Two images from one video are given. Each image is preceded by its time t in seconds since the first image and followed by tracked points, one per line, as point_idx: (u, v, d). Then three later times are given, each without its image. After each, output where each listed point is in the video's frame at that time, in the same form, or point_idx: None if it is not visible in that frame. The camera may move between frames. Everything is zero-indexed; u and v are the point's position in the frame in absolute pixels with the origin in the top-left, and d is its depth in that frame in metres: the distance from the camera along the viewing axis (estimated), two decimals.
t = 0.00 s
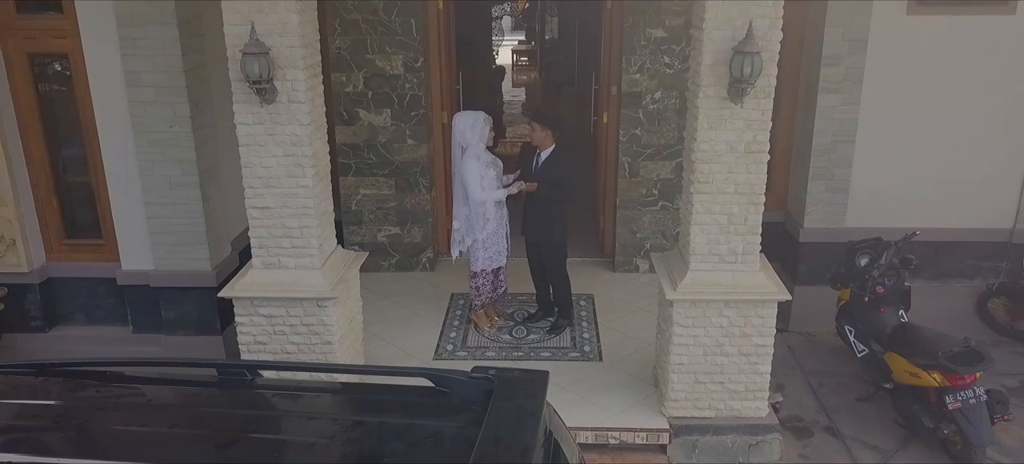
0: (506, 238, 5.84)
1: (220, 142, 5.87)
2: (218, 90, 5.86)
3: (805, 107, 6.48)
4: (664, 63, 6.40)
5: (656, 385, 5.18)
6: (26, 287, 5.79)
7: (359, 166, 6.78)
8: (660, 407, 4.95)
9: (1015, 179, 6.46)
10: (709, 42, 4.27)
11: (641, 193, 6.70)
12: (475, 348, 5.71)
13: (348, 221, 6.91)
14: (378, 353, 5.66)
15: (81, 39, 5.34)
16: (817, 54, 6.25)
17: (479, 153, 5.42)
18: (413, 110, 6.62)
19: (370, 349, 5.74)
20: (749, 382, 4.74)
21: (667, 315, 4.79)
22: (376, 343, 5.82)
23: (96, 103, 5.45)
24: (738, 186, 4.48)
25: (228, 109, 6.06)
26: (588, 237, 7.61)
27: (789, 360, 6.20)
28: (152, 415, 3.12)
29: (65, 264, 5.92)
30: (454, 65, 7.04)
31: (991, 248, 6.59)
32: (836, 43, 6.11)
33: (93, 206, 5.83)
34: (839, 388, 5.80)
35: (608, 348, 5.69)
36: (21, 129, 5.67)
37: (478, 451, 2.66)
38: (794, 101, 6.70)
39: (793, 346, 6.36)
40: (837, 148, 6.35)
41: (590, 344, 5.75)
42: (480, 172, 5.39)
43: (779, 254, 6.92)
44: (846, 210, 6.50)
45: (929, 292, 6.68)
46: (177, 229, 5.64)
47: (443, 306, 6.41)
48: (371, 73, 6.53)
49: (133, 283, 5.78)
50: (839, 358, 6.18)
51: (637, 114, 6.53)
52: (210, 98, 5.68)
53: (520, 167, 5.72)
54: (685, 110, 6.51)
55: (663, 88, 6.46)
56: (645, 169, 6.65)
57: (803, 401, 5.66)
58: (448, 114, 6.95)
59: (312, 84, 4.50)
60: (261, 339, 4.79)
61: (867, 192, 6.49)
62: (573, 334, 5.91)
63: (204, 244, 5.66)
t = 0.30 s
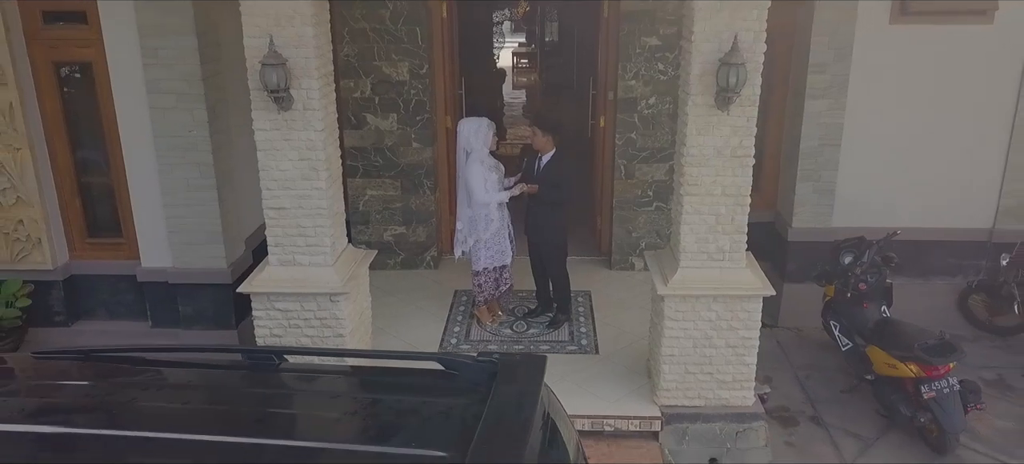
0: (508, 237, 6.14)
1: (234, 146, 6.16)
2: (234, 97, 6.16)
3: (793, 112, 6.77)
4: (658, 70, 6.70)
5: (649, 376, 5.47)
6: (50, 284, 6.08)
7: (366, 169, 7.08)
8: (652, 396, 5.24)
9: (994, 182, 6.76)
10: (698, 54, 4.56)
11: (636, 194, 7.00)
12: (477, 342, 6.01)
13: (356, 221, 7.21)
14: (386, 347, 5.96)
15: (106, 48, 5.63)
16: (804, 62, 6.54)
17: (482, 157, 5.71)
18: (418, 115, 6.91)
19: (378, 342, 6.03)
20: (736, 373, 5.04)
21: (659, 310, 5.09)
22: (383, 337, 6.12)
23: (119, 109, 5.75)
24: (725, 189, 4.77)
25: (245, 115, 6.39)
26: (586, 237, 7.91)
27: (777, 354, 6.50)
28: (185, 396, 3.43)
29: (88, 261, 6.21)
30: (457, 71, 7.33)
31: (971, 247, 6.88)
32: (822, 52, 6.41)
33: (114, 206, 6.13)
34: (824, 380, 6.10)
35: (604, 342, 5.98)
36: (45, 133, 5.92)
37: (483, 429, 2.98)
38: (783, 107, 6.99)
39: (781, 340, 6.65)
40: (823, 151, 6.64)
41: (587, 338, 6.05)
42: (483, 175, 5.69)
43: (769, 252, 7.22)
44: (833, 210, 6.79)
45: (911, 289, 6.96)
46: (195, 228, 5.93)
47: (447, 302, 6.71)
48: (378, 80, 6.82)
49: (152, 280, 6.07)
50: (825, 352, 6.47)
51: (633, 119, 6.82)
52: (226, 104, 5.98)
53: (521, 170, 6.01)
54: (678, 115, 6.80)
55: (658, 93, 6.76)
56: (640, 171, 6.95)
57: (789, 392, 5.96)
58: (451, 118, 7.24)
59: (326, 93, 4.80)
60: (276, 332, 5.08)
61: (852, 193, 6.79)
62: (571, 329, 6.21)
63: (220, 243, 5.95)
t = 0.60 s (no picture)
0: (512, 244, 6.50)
1: (251, 157, 6.52)
2: (251, 112, 6.53)
3: (780, 125, 7.12)
4: (652, 85, 7.05)
5: (642, 375, 5.83)
6: (78, 288, 6.44)
7: (374, 178, 7.44)
8: (644, 394, 5.61)
9: (973, 190, 7.11)
10: (687, 76, 4.92)
11: (631, 202, 7.36)
12: (481, 343, 6.37)
13: (364, 227, 7.57)
14: (394, 347, 6.32)
15: (132, 68, 5.99)
16: (791, 77, 6.89)
17: (486, 169, 6.08)
18: (424, 126, 7.27)
19: (386, 343, 6.39)
20: (723, 372, 5.40)
21: (650, 313, 5.45)
22: (391, 338, 6.48)
23: (144, 124, 6.11)
24: (712, 201, 5.13)
25: (261, 129, 6.75)
26: (583, 242, 8.26)
27: (764, 354, 6.85)
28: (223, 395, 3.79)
29: (112, 267, 6.57)
30: (461, 84, 7.68)
31: (950, 253, 7.24)
32: (807, 68, 6.76)
33: (137, 214, 6.49)
34: (808, 379, 6.45)
35: (600, 343, 6.34)
36: (73, 146, 6.27)
37: (489, 425, 3.35)
38: (771, 119, 7.34)
39: (769, 342, 7.02)
40: (809, 162, 6.99)
41: (584, 339, 6.41)
42: (489, 186, 6.06)
43: (758, 258, 7.58)
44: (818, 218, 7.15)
45: (893, 292, 7.32)
46: (215, 236, 6.29)
47: (451, 305, 7.07)
48: (386, 94, 7.18)
49: (175, 285, 6.43)
50: (810, 353, 6.83)
51: (627, 131, 7.18)
52: (243, 119, 6.34)
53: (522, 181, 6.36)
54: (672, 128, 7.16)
55: (651, 107, 7.11)
56: (635, 180, 7.31)
57: (774, 391, 6.32)
58: (456, 130, 7.59)
59: (341, 111, 5.16)
60: (294, 334, 5.43)
61: (837, 201, 7.15)
62: (569, 331, 6.56)
63: (238, 249, 6.32)
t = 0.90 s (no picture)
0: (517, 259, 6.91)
1: (269, 178, 6.95)
2: (268, 135, 6.95)
3: (767, 145, 7.55)
4: (646, 108, 7.48)
5: (635, 383, 6.26)
6: (106, 300, 6.87)
7: (383, 194, 7.86)
8: (637, 401, 6.03)
9: (949, 206, 7.54)
10: (675, 109, 5.34)
11: (626, 217, 7.78)
12: (485, 352, 6.80)
13: (374, 241, 8.00)
14: (403, 356, 6.74)
15: (159, 97, 6.42)
16: (776, 101, 7.31)
17: (491, 189, 6.50)
18: (430, 147, 7.69)
19: (396, 352, 6.82)
20: (710, 381, 5.82)
21: (642, 326, 5.87)
22: (400, 347, 6.90)
23: (170, 147, 6.53)
24: (698, 223, 5.55)
25: (277, 150, 7.17)
26: (581, 254, 8.67)
27: (751, 362, 7.28)
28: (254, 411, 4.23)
29: (138, 280, 7.00)
30: (465, 105, 8.09)
31: (928, 266, 7.66)
32: (792, 93, 7.18)
33: (162, 231, 6.91)
34: (792, 386, 6.88)
35: (596, 352, 6.76)
36: (102, 167, 6.69)
37: (496, 434, 3.81)
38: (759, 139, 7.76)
39: (756, 351, 7.44)
40: (794, 181, 7.41)
41: (581, 348, 6.83)
42: (497, 205, 6.48)
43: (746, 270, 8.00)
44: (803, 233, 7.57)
45: (874, 303, 7.74)
46: (235, 252, 6.72)
47: (456, 315, 7.49)
48: (395, 116, 7.60)
49: (197, 297, 6.85)
50: (794, 360, 7.26)
51: (623, 151, 7.60)
52: (262, 142, 6.77)
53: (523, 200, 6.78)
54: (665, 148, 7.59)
55: (645, 128, 7.53)
56: (630, 197, 7.73)
57: (759, 397, 6.74)
58: (460, 148, 8.00)
59: (356, 140, 5.58)
60: (312, 345, 5.85)
61: (821, 217, 7.57)
62: (568, 340, 6.99)
63: (257, 264, 6.75)
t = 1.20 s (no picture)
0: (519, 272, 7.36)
1: (285, 196, 7.42)
2: (285, 157, 7.42)
3: (754, 165, 8.01)
4: (640, 129, 7.94)
5: (629, 389, 6.72)
6: (135, 311, 7.34)
7: (393, 210, 8.32)
8: (630, 406, 6.50)
9: (926, 222, 8.00)
10: (663, 139, 5.80)
11: (621, 231, 8.24)
12: (489, 360, 7.27)
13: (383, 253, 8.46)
14: (412, 364, 7.21)
15: (186, 123, 6.88)
16: (763, 123, 7.76)
17: (496, 208, 6.98)
18: (437, 165, 8.17)
19: (405, 360, 7.28)
20: (697, 388, 6.29)
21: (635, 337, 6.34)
22: (409, 355, 7.36)
23: (195, 169, 7.00)
24: (686, 243, 6.02)
25: (293, 170, 7.64)
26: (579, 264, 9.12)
27: (739, 368, 7.74)
28: (281, 423, 4.72)
29: (163, 292, 7.46)
30: (469, 125, 8.55)
31: (906, 278, 8.13)
32: (777, 116, 7.63)
33: (186, 246, 7.38)
34: (776, 392, 7.34)
35: (593, 360, 7.22)
36: (131, 187, 7.15)
37: (501, 440, 4.36)
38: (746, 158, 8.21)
39: (744, 358, 7.90)
40: (780, 198, 7.87)
41: (579, 356, 7.29)
42: (503, 224, 6.96)
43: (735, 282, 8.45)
44: (789, 247, 8.03)
45: (855, 313, 8.20)
46: (256, 266, 7.18)
47: (461, 325, 7.94)
48: (403, 136, 8.08)
49: (219, 309, 7.31)
50: (778, 368, 7.72)
51: (617, 170, 8.07)
52: (279, 163, 7.23)
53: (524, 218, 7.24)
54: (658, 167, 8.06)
55: (639, 148, 8.00)
56: (625, 212, 8.20)
57: (745, 402, 7.21)
58: (465, 166, 8.46)
59: (371, 167, 6.05)
60: (329, 355, 6.31)
61: (806, 232, 8.03)
62: (566, 349, 7.45)
63: (276, 277, 7.21)
